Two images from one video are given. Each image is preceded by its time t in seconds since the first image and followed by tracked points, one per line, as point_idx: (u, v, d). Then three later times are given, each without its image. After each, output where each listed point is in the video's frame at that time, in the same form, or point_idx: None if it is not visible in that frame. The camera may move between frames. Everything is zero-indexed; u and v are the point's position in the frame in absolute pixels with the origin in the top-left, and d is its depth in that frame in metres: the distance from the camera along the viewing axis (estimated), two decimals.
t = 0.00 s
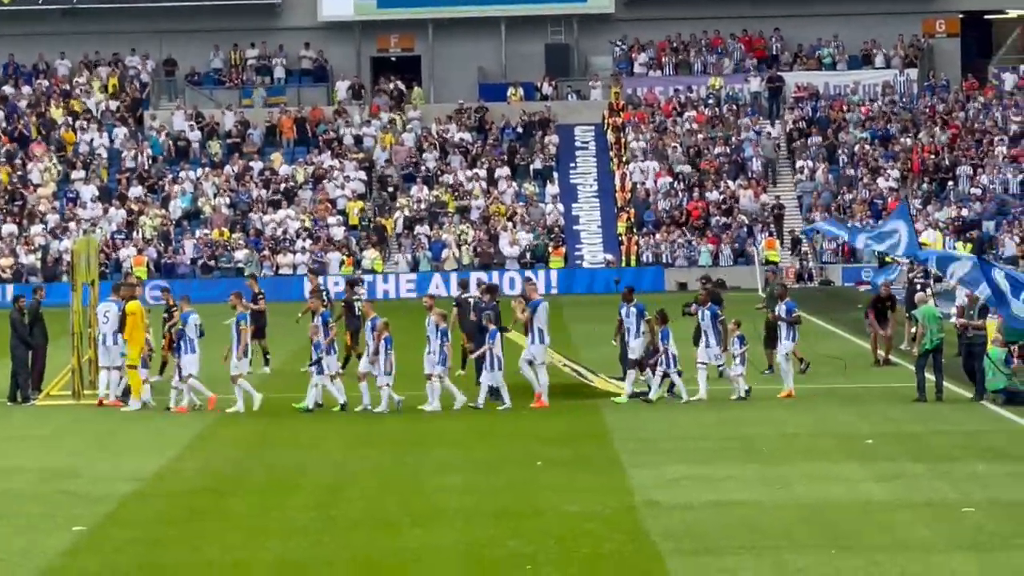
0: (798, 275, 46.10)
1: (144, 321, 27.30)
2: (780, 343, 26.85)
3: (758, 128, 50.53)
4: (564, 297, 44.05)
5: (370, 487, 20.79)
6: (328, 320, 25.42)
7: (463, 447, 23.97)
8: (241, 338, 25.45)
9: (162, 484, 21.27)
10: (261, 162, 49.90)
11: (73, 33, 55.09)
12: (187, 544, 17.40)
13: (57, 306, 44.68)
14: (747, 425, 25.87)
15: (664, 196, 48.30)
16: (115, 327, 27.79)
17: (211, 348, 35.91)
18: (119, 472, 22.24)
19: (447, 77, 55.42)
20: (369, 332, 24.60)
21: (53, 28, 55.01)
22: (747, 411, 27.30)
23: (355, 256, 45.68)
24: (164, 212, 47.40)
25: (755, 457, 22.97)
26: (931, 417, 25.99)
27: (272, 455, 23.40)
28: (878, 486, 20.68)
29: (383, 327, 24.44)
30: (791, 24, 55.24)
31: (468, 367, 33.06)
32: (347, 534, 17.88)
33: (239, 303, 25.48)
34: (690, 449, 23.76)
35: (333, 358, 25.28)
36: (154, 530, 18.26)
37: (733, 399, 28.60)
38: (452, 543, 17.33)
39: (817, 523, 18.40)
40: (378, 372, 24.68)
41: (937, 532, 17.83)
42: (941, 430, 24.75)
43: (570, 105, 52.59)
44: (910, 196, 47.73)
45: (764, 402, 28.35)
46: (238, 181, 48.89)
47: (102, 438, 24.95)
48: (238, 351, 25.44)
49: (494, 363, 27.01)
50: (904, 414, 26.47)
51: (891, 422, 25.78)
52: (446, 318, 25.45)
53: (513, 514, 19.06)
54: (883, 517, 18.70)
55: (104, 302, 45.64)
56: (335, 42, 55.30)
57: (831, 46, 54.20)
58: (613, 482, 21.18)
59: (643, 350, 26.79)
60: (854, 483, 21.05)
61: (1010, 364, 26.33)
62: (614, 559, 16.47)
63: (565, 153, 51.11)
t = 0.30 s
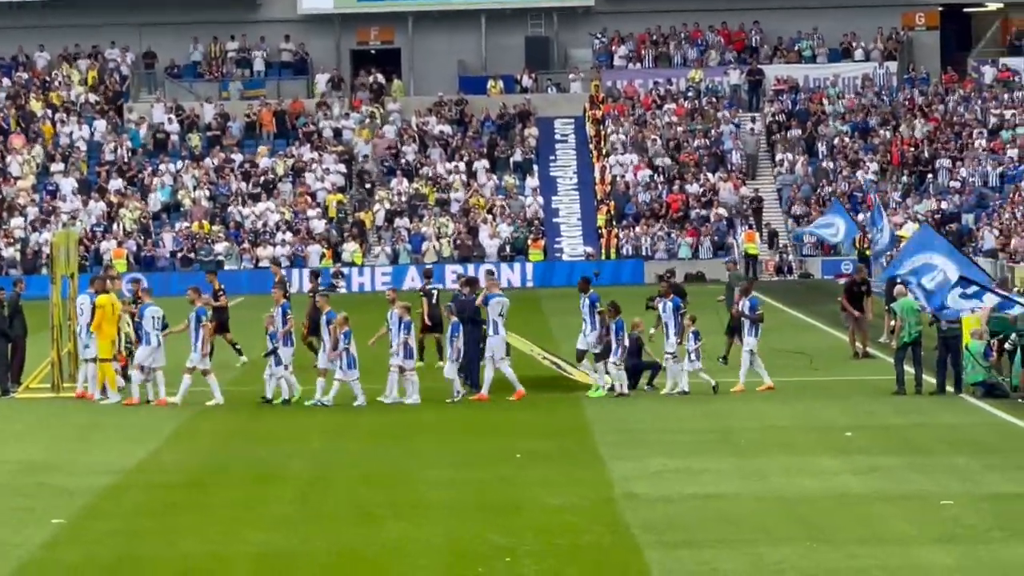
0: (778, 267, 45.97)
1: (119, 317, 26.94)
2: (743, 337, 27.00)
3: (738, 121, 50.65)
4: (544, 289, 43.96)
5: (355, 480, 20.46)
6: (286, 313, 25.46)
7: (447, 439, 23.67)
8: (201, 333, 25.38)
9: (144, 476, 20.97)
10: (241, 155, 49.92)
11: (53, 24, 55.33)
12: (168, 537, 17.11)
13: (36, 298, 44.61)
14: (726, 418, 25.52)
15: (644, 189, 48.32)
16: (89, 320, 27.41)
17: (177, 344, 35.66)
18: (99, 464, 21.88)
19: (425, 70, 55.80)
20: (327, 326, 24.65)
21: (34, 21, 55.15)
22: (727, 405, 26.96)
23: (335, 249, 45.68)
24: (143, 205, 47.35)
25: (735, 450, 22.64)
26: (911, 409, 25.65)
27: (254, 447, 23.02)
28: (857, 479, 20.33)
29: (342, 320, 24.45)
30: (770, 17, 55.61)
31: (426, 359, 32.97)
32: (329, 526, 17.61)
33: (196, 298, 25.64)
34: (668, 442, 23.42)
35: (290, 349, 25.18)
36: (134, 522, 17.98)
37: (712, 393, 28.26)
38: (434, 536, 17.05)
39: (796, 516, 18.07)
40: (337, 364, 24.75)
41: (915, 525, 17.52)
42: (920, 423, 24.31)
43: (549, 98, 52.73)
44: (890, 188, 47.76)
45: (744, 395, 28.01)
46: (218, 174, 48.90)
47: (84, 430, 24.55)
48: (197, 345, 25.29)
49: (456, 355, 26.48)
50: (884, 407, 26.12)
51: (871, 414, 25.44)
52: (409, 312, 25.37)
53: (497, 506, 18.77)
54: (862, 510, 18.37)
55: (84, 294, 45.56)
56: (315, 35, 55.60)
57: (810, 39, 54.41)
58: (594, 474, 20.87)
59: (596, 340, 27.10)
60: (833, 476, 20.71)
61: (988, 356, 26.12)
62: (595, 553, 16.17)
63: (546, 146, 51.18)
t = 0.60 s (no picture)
0: (760, 266, 45.89)
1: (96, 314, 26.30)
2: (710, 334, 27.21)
3: (720, 120, 50.76)
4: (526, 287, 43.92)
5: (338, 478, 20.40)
6: (250, 315, 25.67)
7: (431, 436, 23.60)
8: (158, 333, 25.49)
9: (127, 474, 20.91)
10: (224, 154, 49.92)
11: (37, 23, 55.44)
12: (148, 536, 17.06)
13: (19, 295, 44.56)
14: (710, 417, 25.41)
15: (627, 186, 48.31)
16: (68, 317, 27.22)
17: (138, 341, 35.25)
18: (84, 463, 21.80)
19: (410, 68, 55.90)
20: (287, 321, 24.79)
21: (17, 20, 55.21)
22: (710, 403, 26.86)
23: (318, 247, 45.62)
24: (126, 202, 47.33)
25: (719, 448, 22.56)
26: (893, 407, 25.55)
27: (238, 446, 22.93)
28: (841, 477, 20.23)
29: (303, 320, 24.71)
30: (752, 16, 55.77)
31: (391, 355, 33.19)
32: (311, 524, 17.56)
33: (158, 296, 25.75)
34: (650, 441, 23.31)
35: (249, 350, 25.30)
36: (116, 521, 17.92)
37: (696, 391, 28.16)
38: (416, 534, 17.00)
39: (780, 514, 17.96)
40: (296, 362, 25.06)
41: (897, 522, 17.43)
42: (905, 420, 24.17)
43: (532, 96, 52.82)
44: (874, 186, 47.76)
45: (727, 394, 27.91)
46: (201, 172, 48.91)
47: (69, 427, 24.47)
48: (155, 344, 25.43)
49: (422, 355, 26.15)
50: (867, 404, 26.02)
51: (854, 412, 25.33)
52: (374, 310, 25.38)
53: (480, 504, 18.72)
54: (845, 508, 18.27)
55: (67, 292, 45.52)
56: (299, 32, 55.73)
57: (793, 37, 54.52)
58: (578, 472, 20.79)
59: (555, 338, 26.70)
60: (815, 474, 20.60)
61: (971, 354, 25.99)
62: (578, 551, 16.11)
63: (528, 144, 51.28)
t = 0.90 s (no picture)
0: (749, 267, 45.91)
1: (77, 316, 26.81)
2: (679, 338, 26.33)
3: (709, 122, 50.85)
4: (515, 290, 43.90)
5: (327, 480, 20.36)
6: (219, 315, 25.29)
7: (420, 439, 23.56)
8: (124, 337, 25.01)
9: (114, 476, 20.85)
10: (213, 156, 49.82)
11: (24, 25, 55.32)
12: (137, 538, 17.04)
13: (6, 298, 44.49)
14: (699, 418, 25.43)
15: (615, 189, 48.38)
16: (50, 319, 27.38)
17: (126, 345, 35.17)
18: (72, 465, 21.75)
19: (397, 70, 55.88)
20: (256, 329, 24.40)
21: (4, 21, 55.12)
22: (699, 406, 26.87)
23: (306, 249, 45.54)
24: (114, 204, 47.25)
25: (707, 450, 22.59)
26: (882, 408, 25.60)
27: (226, 447, 22.91)
28: (829, 479, 20.27)
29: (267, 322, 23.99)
30: (741, 18, 55.91)
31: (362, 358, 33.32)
32: (299, 526, 17.53)
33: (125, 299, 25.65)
34: (640, 442, 23.32)
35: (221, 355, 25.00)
36: (103, 523, 17.87)
37: (685, 393, 28.18)
38: (404, 536, 16.99)
39: (769, 516, 17.99)
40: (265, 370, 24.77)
41: (887, 525, 17.46)
42: (893, 422, 24.21)
43: (521, 98, 52.86)
44: (861, 188, 47.90)
45: (716, 396, 27.94)
46: (190, 174, 48.84)
47: (57, 430, 24.39)
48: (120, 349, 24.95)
49: (394, 357, 25.89)
50: (855, 406, 26.07)
51: (842, 414, 25.37)
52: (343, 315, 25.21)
53: (468, 506, 18.71)
54: (835, 510, 18.31)
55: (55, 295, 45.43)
56: (286, 35, 55.74)
57: (781, 40, 54.69)
58: (567, 474, 20.79)
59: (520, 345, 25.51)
60: (804, 476, 20.63)
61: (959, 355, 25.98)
62: (565, 552, 16.11)
63: (517, 146, 51.34)
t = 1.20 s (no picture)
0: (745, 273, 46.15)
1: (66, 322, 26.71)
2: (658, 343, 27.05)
3: (706, 128, 50.88)
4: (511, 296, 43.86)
5: (322, 486, 20.34)
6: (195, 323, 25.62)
7: (416, 444, 23.54)
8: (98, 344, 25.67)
9: (110, 482, 20.83)
10: (209, 162, 49.77)
11: (19, 31, 55.25)
12: (131, 543, 17.00)
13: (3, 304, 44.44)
14: (695, 425, 25.43)
15: (612, 195, 48.40)
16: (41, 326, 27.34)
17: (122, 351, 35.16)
18: (68, 470, 21.72)
19: (394, 76, 55.91)
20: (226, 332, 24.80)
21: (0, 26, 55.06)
22: (695, 412, 26.88)
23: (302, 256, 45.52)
24: (110, 211, 47.23)
25: (703, 456, 22.57)
26: (879, 414, 25.59)
27: (221, 453, 22.87)
28: (825, 485, 20.24)
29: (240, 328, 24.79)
30: (738, 24, 55.96)
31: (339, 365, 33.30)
32: (295, 531, 17.52)
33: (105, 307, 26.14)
34: (637, 449, 23.31)
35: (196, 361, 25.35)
36: (98, 529, 17.83)
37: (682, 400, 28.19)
38: (399, 542, 16.98)
39: (765, 522, 17.99)
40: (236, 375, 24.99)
41: (883, 531, 17.46)
42: (890, 429, 24.17)
43: (518, 104, 52.88)
44: (857, 195, 47.94)
45: (712, 403, 27.94)
46: (186, 181, 48.80)
47: (53, 435, 24.39)
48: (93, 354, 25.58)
49: (372, 365, 25.55)
50: (852, 412, 26.07)
51: (839, 420, 25.37)
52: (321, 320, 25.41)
53: (463, 512, 18.70)
54: (831, 516, 18.31)
55: (51, 302, 45.39)
56: (283, 41, 55.77)
57: (778, 46, 54.75)
58: (563, 480, 20.78)
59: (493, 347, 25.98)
60: (801, 482, 20.63)
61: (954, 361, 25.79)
62: (561, 558, 16.10)
63: (514, 153, 51.34)
